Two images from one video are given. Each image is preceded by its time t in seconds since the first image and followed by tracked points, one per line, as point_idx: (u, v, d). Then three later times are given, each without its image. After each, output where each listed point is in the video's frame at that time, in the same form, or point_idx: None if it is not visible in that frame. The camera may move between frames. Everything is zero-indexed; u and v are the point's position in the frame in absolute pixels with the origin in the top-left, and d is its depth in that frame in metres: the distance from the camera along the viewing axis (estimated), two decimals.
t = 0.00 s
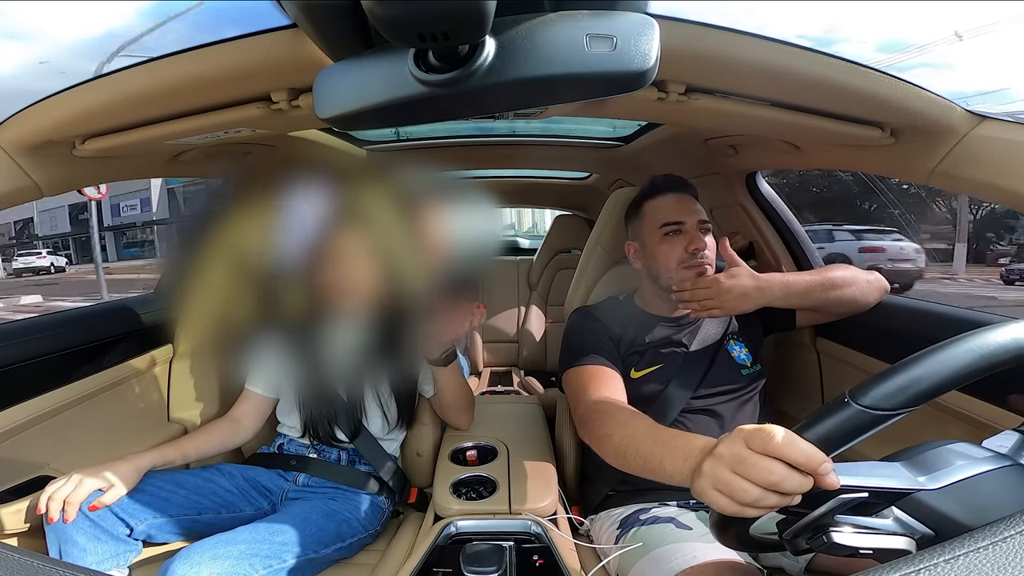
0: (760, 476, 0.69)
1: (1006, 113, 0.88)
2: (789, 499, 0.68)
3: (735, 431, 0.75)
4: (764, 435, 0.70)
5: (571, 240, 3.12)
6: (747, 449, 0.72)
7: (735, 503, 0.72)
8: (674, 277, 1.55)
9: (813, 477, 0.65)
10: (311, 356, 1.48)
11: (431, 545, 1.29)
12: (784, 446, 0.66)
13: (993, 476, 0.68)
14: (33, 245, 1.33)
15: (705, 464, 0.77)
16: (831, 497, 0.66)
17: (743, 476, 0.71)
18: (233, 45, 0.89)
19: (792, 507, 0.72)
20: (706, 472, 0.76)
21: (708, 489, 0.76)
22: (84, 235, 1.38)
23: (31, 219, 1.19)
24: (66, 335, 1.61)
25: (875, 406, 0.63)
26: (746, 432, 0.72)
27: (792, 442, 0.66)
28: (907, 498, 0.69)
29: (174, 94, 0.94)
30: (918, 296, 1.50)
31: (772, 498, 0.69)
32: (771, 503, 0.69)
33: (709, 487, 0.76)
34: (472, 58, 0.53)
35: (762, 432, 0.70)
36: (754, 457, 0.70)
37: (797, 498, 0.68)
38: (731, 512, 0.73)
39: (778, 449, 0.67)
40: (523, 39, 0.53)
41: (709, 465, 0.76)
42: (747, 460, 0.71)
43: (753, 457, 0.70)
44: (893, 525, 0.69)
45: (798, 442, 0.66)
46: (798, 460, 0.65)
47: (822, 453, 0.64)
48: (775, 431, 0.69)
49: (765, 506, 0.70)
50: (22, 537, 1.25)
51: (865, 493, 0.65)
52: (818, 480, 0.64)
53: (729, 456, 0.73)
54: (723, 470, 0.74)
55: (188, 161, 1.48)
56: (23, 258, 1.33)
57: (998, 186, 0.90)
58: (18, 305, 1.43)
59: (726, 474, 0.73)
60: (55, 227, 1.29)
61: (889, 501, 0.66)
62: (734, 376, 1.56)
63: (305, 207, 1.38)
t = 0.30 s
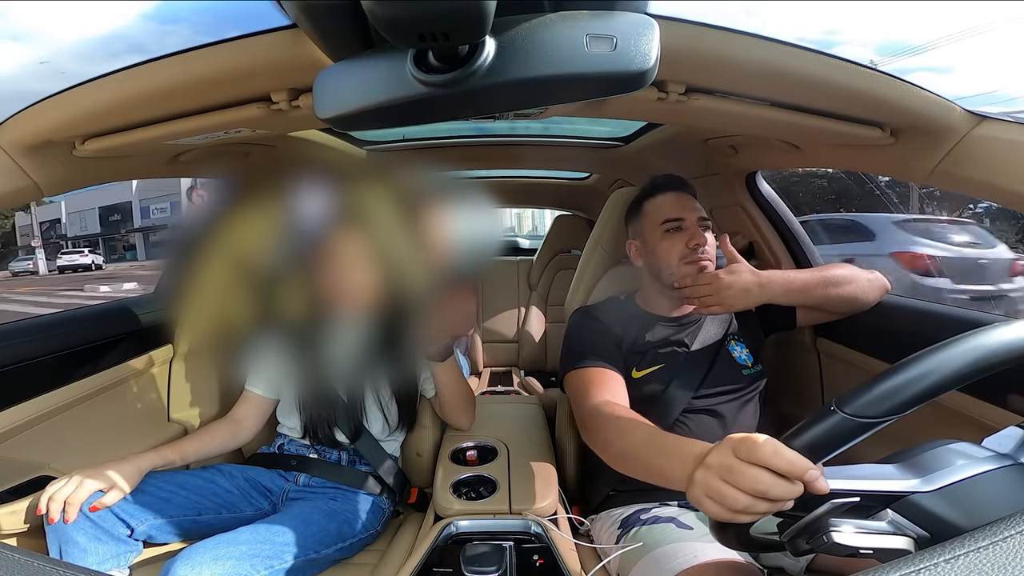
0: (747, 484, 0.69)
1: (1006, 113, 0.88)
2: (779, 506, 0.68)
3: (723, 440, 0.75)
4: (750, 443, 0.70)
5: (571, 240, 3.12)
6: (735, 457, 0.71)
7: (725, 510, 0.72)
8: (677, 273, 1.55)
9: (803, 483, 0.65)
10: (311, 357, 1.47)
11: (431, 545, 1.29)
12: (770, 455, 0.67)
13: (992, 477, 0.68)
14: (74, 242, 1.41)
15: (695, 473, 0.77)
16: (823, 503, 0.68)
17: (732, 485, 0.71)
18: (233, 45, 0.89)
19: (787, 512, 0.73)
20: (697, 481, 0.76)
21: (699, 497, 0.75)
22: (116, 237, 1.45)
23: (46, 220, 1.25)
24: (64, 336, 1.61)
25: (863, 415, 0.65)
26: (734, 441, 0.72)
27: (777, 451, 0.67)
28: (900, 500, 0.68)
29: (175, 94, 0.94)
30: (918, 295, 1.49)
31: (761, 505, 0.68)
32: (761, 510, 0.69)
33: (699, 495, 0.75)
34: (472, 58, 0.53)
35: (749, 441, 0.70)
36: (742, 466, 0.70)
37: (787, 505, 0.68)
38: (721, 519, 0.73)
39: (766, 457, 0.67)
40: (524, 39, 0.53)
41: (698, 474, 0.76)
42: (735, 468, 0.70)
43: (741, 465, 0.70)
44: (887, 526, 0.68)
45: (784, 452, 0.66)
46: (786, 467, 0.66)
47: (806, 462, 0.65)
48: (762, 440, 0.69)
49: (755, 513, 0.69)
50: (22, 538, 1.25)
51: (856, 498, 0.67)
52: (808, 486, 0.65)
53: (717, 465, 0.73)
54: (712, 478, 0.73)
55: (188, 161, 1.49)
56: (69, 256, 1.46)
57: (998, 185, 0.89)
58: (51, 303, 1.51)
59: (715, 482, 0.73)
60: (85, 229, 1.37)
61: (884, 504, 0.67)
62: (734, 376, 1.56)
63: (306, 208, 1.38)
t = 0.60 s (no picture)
0: (761, 474, 0.67)
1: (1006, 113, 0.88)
2: (790, 498, 0.67)
3: (736, 428, 0.72)
4: (767, 432, 0.68)
5: (571, 240, 3.12)
6: (750, 446, 0.69)
7: (735, 501, 0.71)
8: (682, 272, 1.54)
9: (816, 477, 0.65)
10: (311, 357, 1.47)
11: (431, 545, 1.29)
12: (787, 444, 0.65)
13: (993, 476, 0.68)
14: (106, 234, 1.55)
15: (705, 462, 0.75)
16: (830, 495, 0.66)
17: (745, 475, 0.69)
18: (233, 45, 0.89)
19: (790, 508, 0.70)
20: (708, 470, 0.74)
21: (709, 487, 0.74)
22: (142, 228, 1.54)
23: (71, 212, 1.37)
24: (63, 336, 1.62)
25: (879, 406, 0.64)
26: (749, 430, 0.70)
27: (795, 440, 0.65)
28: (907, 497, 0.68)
29: (175, 94, 0.94)
30: (918, 295, 1.49)
31: (773, 497, 0.67)
32: (773, 502, 0.68)
33: (710, 486, 0.74)
34: (472, 58, 0.53)
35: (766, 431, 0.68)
36: (757, 456, 0.68)
37: (798, 497, 0.67)
38: (731, 510, 0.72)
39: (782, 447, 0.66)
40: (524, 38, 0.52)
41: (709, 463, 0.74)
42: (749, 458, 0.69)
43: (755, 455, 0.68)
44: (892, 525, 0.69)
45: (801, 442, 0.65)
46: (799, 458, 0.65)
47: (822, 452, 0.64)
48: (778, 429, 0.67)
49: (767, 505, 0.68)
50: (22, 537, 1.25)
51: (864, 493, 0.65)
52: (818, 480, 0.64)
53: (730, 455, 0.71)
54: (724, 468, 0.72)
55: (189, 161, 1.49)
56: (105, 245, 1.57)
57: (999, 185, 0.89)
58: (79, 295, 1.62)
59: (727, 472, 0.71)
60: (110, 221, 1.49)
61: (888, 501, 0.66)
62: (736, 376, 1.56)
63: (306, 208, 1.39)
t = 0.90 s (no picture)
0: (763, 472, 0.70)
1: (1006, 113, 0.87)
2: (793, 496, 0.70)
3: (738, 427, 0.76)
4: (769, 431, 0.71)
5: (571, 240, 3.11)
6: (752, 445, 0.73)
7: (739, 500, 0.74)
8: (681, 279, 1.50)
9: (817, 475, 0.66)
10: (310, 358, 1.47)
11: (431, 545, 1.29)
12: (788, 442, 0.67)
13: (993, 476, 0.68)
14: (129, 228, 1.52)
15: (709, 460, 0.79)
16: (834, 495, 0.66)
17: (748, 473, 0.72)
18: (232, 45, 0.89)
19: (794, 507, 0.72)
20: (711, 469, 0.78)
21: (713, 485, 0.78)
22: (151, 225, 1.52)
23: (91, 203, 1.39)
24: (63, 336, 1.62)
25: (883, 403, 0.64)
26: (750, 429, 0.73)
27: (795, 438, 0.67)
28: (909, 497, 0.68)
29: (174, 94, 0.94)
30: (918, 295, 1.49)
31: (777, 495, 0.70)
32: (777, 500, 0.71)
33: (714, 484, 0.78)
34: (472, 59, 0.53)
35: (768, 430, 0.70)
36: (759, 454, 0.71)
37: (801, 495, 0.69)
38: (735, 509, 0.75)
39: (784, 446, 0.68)
40: (524, 38, 0.52)
41: (713, 461, 0.78)
42: (752, 457, 0.72)
43: (758, 453, 0.71)
44: (893, 523, 0.69)
45: (805, 440, 0.66)
46: (802, 456, 0.66)
47: (826, 450, 0.65)
48: (780, 428, 0.70)
49: (770, 503, 0.71)
50: (22, 538, 1.25)
51: (868, 492, 0.64)
52: (821, 477, 0.66)
53: (734, 453, 0.74)
54: (728, 466, 0.75)
55: (188, 162, 1.49)
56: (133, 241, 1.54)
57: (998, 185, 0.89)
58: (91, 289, 1.67)
59: (732, 471, 0.75)
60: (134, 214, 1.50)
61: (889, 501, 0.66)
62: (732, 377, 1.56)
63: (306, 209, 1.39)
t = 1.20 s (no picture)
0: (754, 478, 0.68)
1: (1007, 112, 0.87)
2: (788, 501, 0.67)
3: (730, 434, 0.74)
4: (757, 438, 0.69)
5: (570, 240, 3.11)
6: (742, 452, 0.70)
7: (732, 506, 0.72)
8: (689, 286, 1.52)
9: (810, 478, 0.65)
10: (311, 357, 1.47)
11: (431, 545, 1.29)
12: (780, 449, 0.66)
13: (994, 476, 0.67)
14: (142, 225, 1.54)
15: (702, 468, 0.77)
16: (827, 498, 0.68)
17: (740, 479, 0.70)
18: (232, 45, 0.88)
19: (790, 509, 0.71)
20: (705, 477, 0.75)
21: (708, 493, 0.76)
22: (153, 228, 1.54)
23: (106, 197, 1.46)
24: (62, 336, 1.62)
25: (872, 409, 0.64)
26: (740, 436, 0.71)
27: (785, 445, 0.66)
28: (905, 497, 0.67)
29: (174, 94, 0.94)
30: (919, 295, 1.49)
31: (770, 501, 0.68)
32: (770, 505, 0.68)
33: (708, 491, 0.75)
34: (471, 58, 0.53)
35: (757, 436, 0.68)
36: (750, 461, 0.69)
37: (796, 499, 0.67)
38: (729, 516, 0.73)
39: (774, 453, 0.66)
40: (524, 37, 0.52)
41: (706, 469, 0.76)
42: (743, 463, 0.70)
43: (748, 460, 0.69)
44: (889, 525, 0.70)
45: (794, 446, 0.66)
46: (792, 462, 0.65)
47: (815, 455, 0.65)
48: (769, 435, 0.68)
49: (764, 509, 0.69)
50: (22, 537, 1.25)
51: (861, 495, 0.66)
52: (814, 480, 0.65)
53: (726, 461, 0.72)
54: (721, 474, 0.73)
55: (189, 161, 1.49)
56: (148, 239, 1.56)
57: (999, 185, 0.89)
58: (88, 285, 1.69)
59: (723, 478, 0.73)
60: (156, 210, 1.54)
61: (885, 502, 0.68)
62: (731, 378, 1.56)
63: (306, 209, 1.39)
